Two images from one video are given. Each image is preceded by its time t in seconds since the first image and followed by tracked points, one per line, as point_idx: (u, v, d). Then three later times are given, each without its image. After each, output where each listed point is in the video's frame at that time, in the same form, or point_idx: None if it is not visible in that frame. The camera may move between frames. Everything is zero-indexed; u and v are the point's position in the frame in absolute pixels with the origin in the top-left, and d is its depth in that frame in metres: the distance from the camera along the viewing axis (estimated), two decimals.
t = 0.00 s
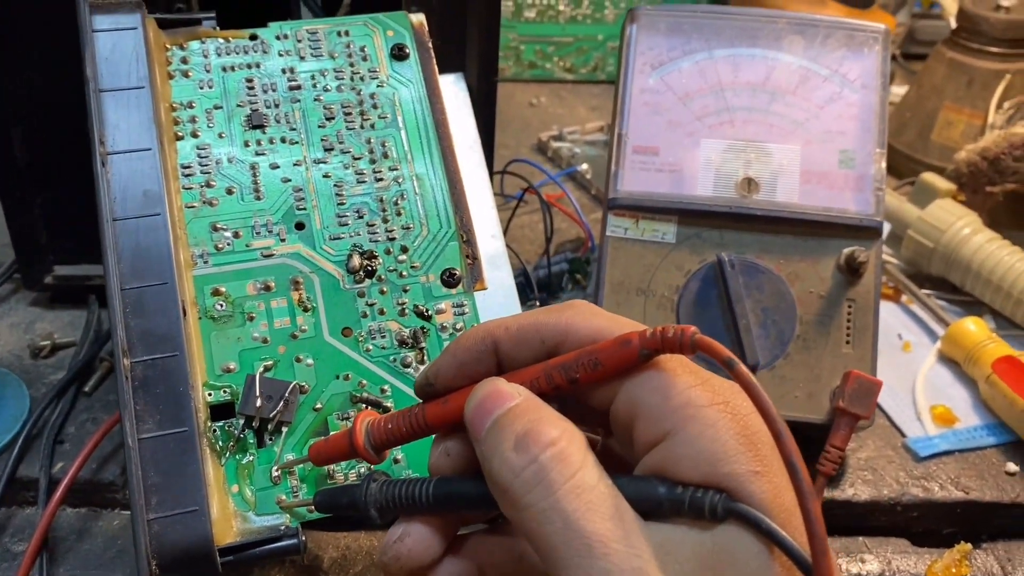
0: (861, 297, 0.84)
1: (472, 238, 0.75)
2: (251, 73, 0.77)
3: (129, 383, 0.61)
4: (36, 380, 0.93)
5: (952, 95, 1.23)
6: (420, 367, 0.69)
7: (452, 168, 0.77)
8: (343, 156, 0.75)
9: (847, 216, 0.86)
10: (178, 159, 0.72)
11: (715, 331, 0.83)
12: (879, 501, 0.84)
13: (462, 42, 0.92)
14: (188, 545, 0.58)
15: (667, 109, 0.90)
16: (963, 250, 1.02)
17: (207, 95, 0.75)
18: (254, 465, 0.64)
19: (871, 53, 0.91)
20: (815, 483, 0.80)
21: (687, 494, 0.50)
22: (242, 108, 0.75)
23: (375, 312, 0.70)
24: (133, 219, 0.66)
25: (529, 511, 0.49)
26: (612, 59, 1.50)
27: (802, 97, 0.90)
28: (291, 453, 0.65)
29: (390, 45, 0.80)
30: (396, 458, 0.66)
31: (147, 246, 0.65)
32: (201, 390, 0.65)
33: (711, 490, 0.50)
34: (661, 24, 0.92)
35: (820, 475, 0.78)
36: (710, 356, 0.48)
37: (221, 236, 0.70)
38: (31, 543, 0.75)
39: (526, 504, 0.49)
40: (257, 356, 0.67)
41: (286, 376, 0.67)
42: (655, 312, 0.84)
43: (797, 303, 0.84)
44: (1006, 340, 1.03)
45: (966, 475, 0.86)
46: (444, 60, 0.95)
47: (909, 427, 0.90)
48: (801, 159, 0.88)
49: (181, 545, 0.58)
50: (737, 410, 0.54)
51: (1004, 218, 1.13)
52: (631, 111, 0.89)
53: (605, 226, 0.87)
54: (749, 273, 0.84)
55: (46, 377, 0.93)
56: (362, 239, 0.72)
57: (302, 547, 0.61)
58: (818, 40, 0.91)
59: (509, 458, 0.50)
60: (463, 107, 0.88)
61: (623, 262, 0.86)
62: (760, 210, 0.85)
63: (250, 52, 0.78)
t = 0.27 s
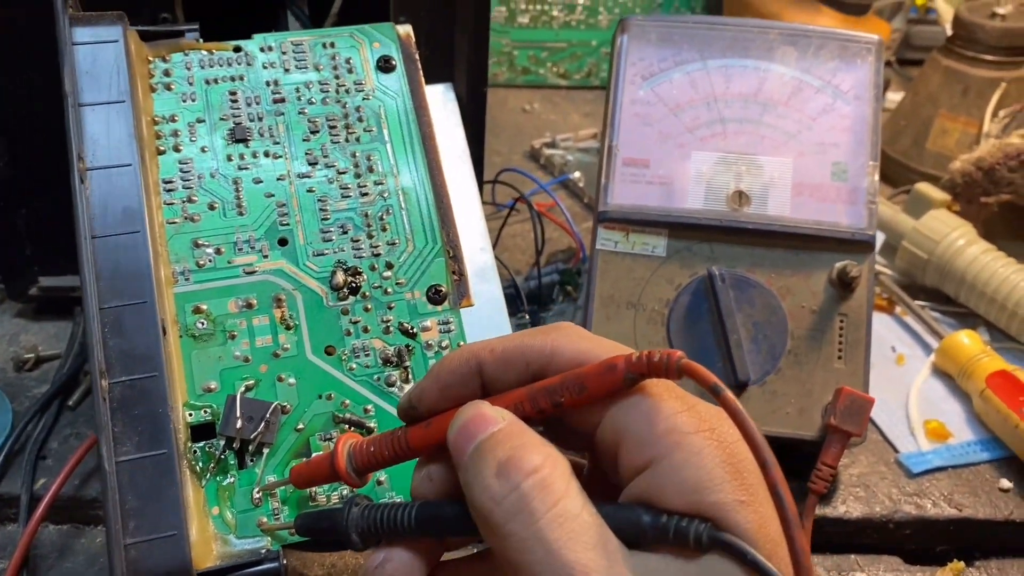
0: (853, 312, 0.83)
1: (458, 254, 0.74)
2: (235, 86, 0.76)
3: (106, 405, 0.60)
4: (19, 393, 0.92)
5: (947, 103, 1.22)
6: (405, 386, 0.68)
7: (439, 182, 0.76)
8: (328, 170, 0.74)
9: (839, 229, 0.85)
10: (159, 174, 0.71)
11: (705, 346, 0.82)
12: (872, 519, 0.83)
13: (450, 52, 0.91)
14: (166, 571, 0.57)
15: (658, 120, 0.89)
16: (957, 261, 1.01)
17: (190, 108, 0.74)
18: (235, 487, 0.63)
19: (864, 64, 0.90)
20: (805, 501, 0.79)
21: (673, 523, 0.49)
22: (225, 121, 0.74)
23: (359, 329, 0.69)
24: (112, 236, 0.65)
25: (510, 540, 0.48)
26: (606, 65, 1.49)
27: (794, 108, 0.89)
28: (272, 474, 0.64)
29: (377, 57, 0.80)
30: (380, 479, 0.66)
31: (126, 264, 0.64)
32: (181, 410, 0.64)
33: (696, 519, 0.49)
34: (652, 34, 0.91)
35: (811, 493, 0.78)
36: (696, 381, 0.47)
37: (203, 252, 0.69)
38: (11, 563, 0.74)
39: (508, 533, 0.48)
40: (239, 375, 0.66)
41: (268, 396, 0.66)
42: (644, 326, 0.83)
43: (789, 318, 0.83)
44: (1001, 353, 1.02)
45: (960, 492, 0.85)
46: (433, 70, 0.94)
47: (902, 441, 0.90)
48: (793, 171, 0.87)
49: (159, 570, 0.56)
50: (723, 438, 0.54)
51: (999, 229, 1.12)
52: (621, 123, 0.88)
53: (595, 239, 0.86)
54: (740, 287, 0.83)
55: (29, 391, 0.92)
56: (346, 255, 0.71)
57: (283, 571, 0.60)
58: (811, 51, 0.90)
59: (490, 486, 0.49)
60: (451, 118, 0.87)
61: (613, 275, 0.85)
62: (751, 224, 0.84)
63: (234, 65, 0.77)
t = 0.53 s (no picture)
0: (848, 330, 0.82)
1: (445, 273, 0.73)
2: (218, 102, 0.75)
3: (83, 433, 0.59)
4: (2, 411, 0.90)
5: (944, 113, 1.21)
6: (390, 411, 0.67)
7: (426, 199, 0.74)
8: (313, 188, 0.73)
9: (834, 246, 0.83)
10: (140, 192, 0.70)
11: (697, 365, 0.80)
12: (866, 540, 0.82)
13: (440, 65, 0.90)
14: None
15: (650, 135, 0.87)
16: (953, 276, 1.00)
17: (172, 125, 0.73)
18: (216, 514, 0.62)
19: (859, 78, 0.89)
20: (798, 523, 0.77)
21: (659, 558, 0.48)
22: (208, 138, 0.73)
23: (343, 352, 0.68)
24: (90, 258, 0.63)
25: None
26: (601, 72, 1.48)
27: (788, 123, 0.87)
28: (254, 502, 0.63)
29: (363, 72, 0.78)
30: (363, 506, 0.65)
31: (105, 287, 0.63)
32: (160, 436, 0.63)
33: (684, 554, 0.48)
34: (644, 47, 0.89)
35: (804, 516, 0.76)
36: (684, 413, 0.46)
37: (184, 273, 0.68)
38: None
39: (490, 570, 0.47)
40: (220, 400, 0.65)
41: (250, 422, 0.65)
42: (636, 345, 0.82)
43: (782, 336, 0.82)
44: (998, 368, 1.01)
45: (956, 512, 0.84)
46: (423, 83, 0.92)
47: (897, 461, 0.88)
48: (787, 187, 0.86)
49: None
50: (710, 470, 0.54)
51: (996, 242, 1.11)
52: (613, 137, 0.87)
53: (586, 256, 0.85)
54: (733, 305, 0.82)
55: (13, 408, 0.91)
56: (331, 275, 0.70)
57: None
58: (805, 64, 0.89)
59: (473, 520, 0.48)
60: (440, 132, 0.85)
61: (604, 292, 0.83)
62: (745, 241, 0.83)
63: (217, 80, 0.76)
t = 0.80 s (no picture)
0: (845, 324, 0.82)
1: (443, 267, 0.73)
2: (215, 95, 0.74)
3: (80, 425, 0.59)
4: None
5: (942, 109, 1.21)
6: (387, 403, 0.67)
7: (423, 193, 0.74)
8: (310, 181, 0.73)
9: (831, 240, 0.83)
10: (137, 185, 0.70)
11: (694, 359, 0.80)
12: (863, 533, 0.82)
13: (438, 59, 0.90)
14: None
15: (648, 129, 0.87)
16: (951, 270, 1.00)
17: (169, 118, 0.73)
18: (213, 506, 0.62)
19: (857, 73, 0.89)
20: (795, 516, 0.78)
21: (655, 553, 0.48)
22: (205, 131, 0.73)
23: (341, 345, 0.68)
24: (87, 250, 0.63)
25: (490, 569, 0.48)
26: (599, 68, 1.48)
27: (786, 117, 0.87)
28: (251, 494, 0.63)
29: (360, 65, 0.78)
30: (361, 499, 0.65)
31: (102, 279, 0.63)
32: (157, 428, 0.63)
33: (680, 548, 0.48)
34: (642, 41, 0.89)
35: (801, 509, 0.77)
36: (681, 407, 0.46)
37: (181, 266, 0.68)
38: None
39: (486, 561, 0.48)
40: (217, 392, 0.65)
41: (248, 414, 0.65)
42: (633, 339, 0.82)
43: (780, 330, 0.82)
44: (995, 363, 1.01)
45: (953, 506, 0.85)
46: (421, 77, 0.92)
47: (895, 455, 0.88)
48: (784, 181, 0.86)
49: None
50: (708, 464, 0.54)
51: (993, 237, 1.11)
52: (611, 131, 0.87)
53: (584, 250, 0.85)
54: (730, 299, 0.82)
55: (10, 402, 0.91)
56: (328, 268, 0.70)
57: None
58: (803, 58, 0.89)
59: (468, 512, 0.48)
60: (437, 125, 0.85)
61: (602, 286, 0.83)
62: (742, 234, 0.83)
63: (215, 73, 0.75)
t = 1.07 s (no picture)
0: (841, 309, 0.84)
1: (448, 251, 0.74)
2: (225, 84, 0.76)
3: (96, 402, 0.60)
4: (11, 389, 0.92)
5: (937, 101, 1.22)
6: (394, 383, 0.69)
7: (428, 179, 0.76)
8: (318, 168, 0.74)
9: (828, 226, 0.85)
10: (149, 171, 0.71)
11: (694, 342, 0.82)
12: (858, 513, 0.84)
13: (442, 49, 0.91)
14: (154, 565, 0.57)
15: (648, 118, 0.89)
16: (945, 258, 1.02)
17: (180, 106, 0.75)
18: (225, 482, 0.64)
19: (853, 63, 0.90)
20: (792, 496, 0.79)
21: (655, 529, 0.50)
22: (215, 118, 0.75)
23: (349, 326, 0.70)
24: (102, 233, 0.65)
25: (495, 542, 0.49)
26: (599, 61, 1.49)
27: (783, 106, 0.89)
28: (263, 470, 0.65)
29: (366, 55, 0.80)
30: (369, 475, 0.66)
31: (116, 261, 0.64)
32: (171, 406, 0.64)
33: (678, 524, 0.50)
34: (642, 32, 0.91)
35: (799, 488, 0.79)
36: (681, 387, 0.48)
37: (193, 250, 0.69)
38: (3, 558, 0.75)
39: (489, 535, 0.49)
40: (229, 372, 0.67)
41: (258, 392, 0.66)
42: (634, 323, 0.84)
43: (777, 315, 0.83)
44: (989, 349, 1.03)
45: (946, 486, 0.86)
46: (425, 67, 0.94)
47: (890, 438, 0.90)
48: (782, 169, 0.88)
49: (149, 565, 0.57)
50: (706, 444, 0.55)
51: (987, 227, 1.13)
52: (612, 120, 0.89)
53: (585, 237, 0.86)
54: (728, 284, 0.83)
55: (21, 386, 0.93)
56: (336, 252, 0.72)
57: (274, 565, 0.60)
58: (800, 49, 0.91)
59: (473, 488, 0.50)
60: (441, 115, 0.87)
61: (603, 272, 0.85)
62: (740, 221, 0.85)
63: (224, 62, 0.77)
